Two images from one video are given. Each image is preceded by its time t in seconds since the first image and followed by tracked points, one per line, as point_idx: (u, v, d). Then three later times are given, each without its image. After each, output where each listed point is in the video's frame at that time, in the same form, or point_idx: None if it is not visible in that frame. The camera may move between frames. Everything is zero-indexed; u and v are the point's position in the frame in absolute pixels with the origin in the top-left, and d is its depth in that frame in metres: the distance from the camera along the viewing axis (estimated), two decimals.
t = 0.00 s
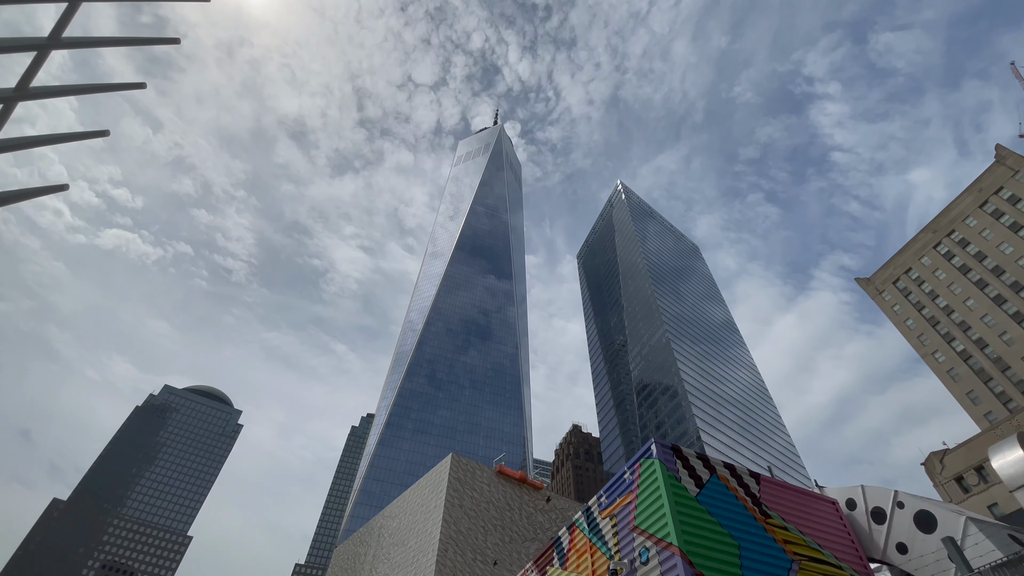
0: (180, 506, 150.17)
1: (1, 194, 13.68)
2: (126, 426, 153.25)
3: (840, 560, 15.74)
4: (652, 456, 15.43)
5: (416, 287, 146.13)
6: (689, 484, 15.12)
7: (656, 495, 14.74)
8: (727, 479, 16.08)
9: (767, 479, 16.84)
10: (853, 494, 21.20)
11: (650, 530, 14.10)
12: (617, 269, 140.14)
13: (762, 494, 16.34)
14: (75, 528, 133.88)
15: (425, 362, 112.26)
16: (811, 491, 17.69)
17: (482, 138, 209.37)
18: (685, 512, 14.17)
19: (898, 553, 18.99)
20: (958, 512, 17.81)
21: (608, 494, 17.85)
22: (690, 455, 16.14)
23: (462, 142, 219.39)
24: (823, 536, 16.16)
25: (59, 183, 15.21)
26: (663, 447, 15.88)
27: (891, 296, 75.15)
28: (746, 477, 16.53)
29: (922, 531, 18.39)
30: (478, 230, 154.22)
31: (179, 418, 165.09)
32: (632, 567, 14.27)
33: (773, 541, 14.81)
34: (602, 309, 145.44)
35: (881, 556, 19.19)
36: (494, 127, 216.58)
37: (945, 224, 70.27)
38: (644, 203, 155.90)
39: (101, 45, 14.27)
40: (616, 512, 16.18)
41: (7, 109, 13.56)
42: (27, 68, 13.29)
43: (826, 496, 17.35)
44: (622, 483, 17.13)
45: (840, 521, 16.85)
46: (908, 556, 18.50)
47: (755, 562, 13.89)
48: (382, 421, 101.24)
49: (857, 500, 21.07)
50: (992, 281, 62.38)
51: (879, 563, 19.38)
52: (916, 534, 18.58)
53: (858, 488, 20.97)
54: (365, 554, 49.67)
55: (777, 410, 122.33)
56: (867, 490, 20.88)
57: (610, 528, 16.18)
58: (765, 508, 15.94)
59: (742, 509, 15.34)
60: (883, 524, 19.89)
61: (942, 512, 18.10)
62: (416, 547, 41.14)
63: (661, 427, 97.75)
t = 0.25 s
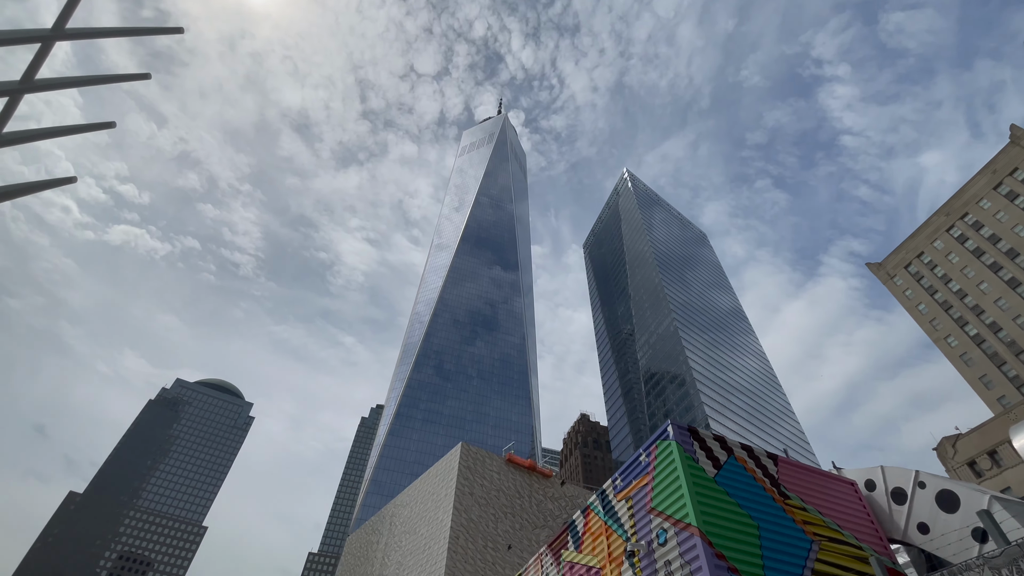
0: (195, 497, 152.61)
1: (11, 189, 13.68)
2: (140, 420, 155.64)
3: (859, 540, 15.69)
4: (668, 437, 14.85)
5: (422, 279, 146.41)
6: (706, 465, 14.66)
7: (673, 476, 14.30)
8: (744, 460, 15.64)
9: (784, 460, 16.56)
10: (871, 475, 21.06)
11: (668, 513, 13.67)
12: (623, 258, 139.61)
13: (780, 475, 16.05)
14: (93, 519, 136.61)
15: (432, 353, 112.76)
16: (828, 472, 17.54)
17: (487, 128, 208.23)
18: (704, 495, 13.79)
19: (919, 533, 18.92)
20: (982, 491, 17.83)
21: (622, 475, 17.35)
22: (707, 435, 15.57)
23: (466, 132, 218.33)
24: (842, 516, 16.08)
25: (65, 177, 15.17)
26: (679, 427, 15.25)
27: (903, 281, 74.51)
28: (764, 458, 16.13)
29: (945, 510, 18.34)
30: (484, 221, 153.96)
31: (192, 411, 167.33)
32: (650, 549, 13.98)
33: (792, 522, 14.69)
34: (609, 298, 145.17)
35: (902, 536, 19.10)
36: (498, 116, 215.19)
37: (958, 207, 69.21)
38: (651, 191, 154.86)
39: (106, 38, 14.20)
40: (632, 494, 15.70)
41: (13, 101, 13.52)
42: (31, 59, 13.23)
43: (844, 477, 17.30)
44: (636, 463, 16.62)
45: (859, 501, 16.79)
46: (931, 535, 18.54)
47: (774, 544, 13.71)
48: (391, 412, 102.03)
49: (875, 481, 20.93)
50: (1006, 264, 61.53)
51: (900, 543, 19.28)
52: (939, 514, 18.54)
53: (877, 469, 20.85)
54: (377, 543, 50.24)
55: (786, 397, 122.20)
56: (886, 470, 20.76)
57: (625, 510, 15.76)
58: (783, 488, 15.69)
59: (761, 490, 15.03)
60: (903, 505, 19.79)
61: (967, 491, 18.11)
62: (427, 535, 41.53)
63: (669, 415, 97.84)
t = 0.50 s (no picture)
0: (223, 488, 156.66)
1: (31, 189, 13.92)
2: (167, 414, 159.63)
3: (897, 513, 15.38)
4: (696, 413, 14.61)
5: (435, 269, 147.00)
6: (736, 440, 14.40)
7: (703, 452, 14.00)
8: (775, 434, 15.31)
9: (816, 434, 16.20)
10: (906, 447, 20.29)
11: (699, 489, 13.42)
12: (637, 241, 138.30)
13: (813, 448, 15.70)
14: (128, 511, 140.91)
15: (448, 342, 113.59)
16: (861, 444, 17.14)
17: (494, 113, 206.50)
18: (736, 469, 13.49)
19: (957, 504, 18.09)
20: None
21: (649, 454, 17.18)
22: (736, 410, 15.27)
23: (474, 119, 216.90)
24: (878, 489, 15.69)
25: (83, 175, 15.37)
26: (707, 403, 15.03)
27: (927, 253, 72.84)
28: (795, 432, 15.78)
29: (984, 480, 17.38)
30: (495, 208, 153.56)
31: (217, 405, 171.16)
32: (681, 525, 13.79)
33: (826, 496, 14.45)
34: (624, 281, 144.24)
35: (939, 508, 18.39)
36: (506, 101, 213.15)
37: (984, 175, 66.82)
38: (664, 171, 152.63)
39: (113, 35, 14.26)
40: (660, 471, 15.48)
41: (27, 101, 13.68)
42: (42, 59, 13.32)
43: (878, 449, 16.84)
44: (663, 441, 16.41)
45: (895, 475, 16.32)
46: (968, 506, 17.58)
47: (809, 517, 13.53)
48: (410, 401, 103.25)
49: (912, 452, 20.16)
50: None
51: (937, 516, 18.58)
52: (977, 484, 17.59)
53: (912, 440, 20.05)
54: (402, 528, 51.24)
55: (807, 375, 120.94)
56: (923, 442, 19.93)
57: (654, 488, 15.55)
58: (816, 462, 15.38)
59: (793, 465, 14.73)
60: (941, 476, 18.97)
61: (1007, 460, 17.02)
62: (451, 519, 42.23)
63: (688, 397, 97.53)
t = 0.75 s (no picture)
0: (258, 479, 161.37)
1: (59, 194, 14.21)
2: (201, 410, 164.70)
3: (944, 484, 14.90)
4: (729, 386, 13.91)
5: (453, 258, 147.52)
6: (773, 412, 13.76)
7: (738, 426, 13.36)
8: (813, 406, 14.66)
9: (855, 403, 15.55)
10: (952, 415, 19.55)
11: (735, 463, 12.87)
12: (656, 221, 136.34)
13: (853, 419, 15.07)
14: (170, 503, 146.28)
15: (469, 330, 114.31)
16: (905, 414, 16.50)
17: (505, 98, 204.29)
18: (774, 442, 12.90)
19: (1010, 472, 17.42)
20: None
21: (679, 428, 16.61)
22: (771, 382, 14.59)
23: (485, 105, 215.02)
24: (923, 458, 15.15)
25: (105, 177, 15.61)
26: (741, 375, 14.34)
27: (961, 220, 70.18)
28: (833, 403, 15.13)
29: None
30: (509, 195, 152.85)
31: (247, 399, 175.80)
32: (716, 500, 13.34)
33: (869, 467, 13.97)
34: (643, 263, 142.68)
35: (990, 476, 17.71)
36: (516, 84, 210.46)
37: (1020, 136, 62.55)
38: (681, 147, 149.51)
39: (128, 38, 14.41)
40: (692, 447, 14.87)
41: (50, 106, 13.90)
42: (62, 63, 13.50)
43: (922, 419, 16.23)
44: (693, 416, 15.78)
45: (941, 444, 15.70)
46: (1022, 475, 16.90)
47: (851, 489, 13.11)
48: (434, 390, 104.44)
49: (957, 421, 19.43)
50: None
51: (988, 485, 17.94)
52: None
53: (958, 408, 19.31)
54: (432, 512, 52.18)
55: (835, 350, 118.71)
56: (969, 410, 19.17)
57: (686, 463, 14.99)
58: (857, 433, 14.80)
59: (833, 438, 14.15)
60: (990, 444, 18.26)
61: None
62: (479, 502, 42.79)
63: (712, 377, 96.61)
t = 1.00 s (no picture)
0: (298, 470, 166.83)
1: (91, 199, 14.70)
2: (241, 405, 170.67)
3: (1001, 451, 13.05)
4: (768, 355, 11.53)
5: (475, 247, 147.97)
6: (815, 381, 11.53)
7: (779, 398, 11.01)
8: (858, 373, 12.45)
9: (903, 369, 13.39)
10: (1008, 379, 16.38)
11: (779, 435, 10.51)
12: (680, 199, 133.60)
13: (900, 385, 12.94)
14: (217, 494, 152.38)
15: (493, 319, 114.94)
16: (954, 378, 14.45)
17: (520, 82, 202.21)
18: (817, 411, 10.74)
19: None
20: None
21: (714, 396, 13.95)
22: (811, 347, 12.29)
23: (500, 91, 213.38)
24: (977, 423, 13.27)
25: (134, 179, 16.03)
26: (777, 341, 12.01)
27: (1006, 181, 66.61)
28: (881, 369, 12.92)
29: None
30: (528, 181, 151.94)
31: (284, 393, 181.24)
32: (756, 476, 11.08)
33: (922, 436, 12.01)
34: (668, 242, 140.30)
35: None
36: (531, 68, 207.83)
37: None
38: (702, 122, 145.53)
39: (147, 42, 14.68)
40: (730, 421, 12.32)
41: (77, 113, 14.27)
42: (87, 70, 13.83)
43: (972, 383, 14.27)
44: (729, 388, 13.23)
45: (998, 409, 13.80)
46: None
47: (903, 461, 11.19)
48: (462, 378, 105.66)
49: (1014, 384, 16.25)
50: None
51: None
52: None
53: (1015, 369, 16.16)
54: (466, 497, 53.12)
55: (872, 323, 115.18)
56: None
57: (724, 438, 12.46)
58: (906, 400, 12.75)
59: (883, 408, 12.05)
60: None
61: None
62: (512, 486, 43.28)
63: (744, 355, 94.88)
